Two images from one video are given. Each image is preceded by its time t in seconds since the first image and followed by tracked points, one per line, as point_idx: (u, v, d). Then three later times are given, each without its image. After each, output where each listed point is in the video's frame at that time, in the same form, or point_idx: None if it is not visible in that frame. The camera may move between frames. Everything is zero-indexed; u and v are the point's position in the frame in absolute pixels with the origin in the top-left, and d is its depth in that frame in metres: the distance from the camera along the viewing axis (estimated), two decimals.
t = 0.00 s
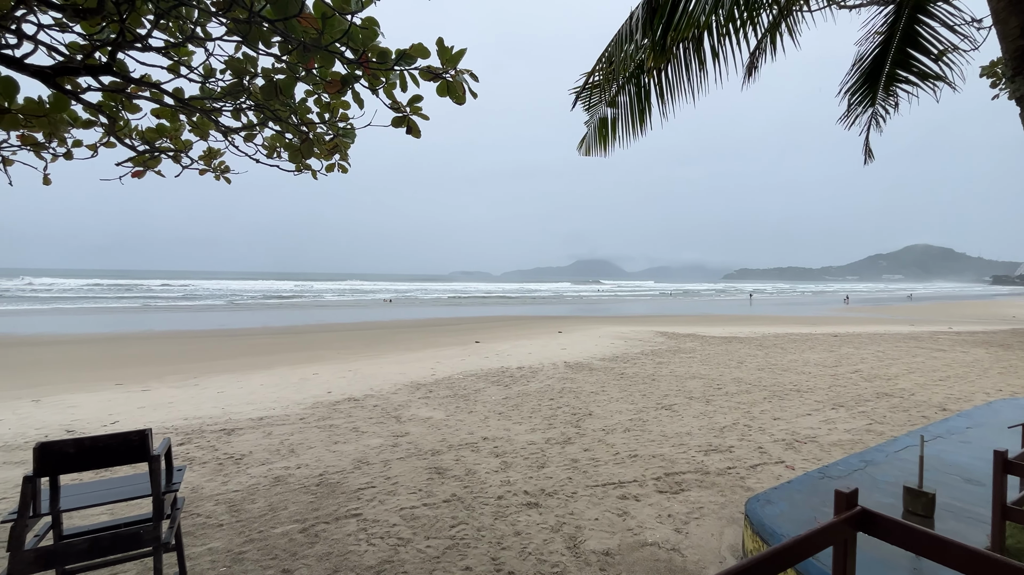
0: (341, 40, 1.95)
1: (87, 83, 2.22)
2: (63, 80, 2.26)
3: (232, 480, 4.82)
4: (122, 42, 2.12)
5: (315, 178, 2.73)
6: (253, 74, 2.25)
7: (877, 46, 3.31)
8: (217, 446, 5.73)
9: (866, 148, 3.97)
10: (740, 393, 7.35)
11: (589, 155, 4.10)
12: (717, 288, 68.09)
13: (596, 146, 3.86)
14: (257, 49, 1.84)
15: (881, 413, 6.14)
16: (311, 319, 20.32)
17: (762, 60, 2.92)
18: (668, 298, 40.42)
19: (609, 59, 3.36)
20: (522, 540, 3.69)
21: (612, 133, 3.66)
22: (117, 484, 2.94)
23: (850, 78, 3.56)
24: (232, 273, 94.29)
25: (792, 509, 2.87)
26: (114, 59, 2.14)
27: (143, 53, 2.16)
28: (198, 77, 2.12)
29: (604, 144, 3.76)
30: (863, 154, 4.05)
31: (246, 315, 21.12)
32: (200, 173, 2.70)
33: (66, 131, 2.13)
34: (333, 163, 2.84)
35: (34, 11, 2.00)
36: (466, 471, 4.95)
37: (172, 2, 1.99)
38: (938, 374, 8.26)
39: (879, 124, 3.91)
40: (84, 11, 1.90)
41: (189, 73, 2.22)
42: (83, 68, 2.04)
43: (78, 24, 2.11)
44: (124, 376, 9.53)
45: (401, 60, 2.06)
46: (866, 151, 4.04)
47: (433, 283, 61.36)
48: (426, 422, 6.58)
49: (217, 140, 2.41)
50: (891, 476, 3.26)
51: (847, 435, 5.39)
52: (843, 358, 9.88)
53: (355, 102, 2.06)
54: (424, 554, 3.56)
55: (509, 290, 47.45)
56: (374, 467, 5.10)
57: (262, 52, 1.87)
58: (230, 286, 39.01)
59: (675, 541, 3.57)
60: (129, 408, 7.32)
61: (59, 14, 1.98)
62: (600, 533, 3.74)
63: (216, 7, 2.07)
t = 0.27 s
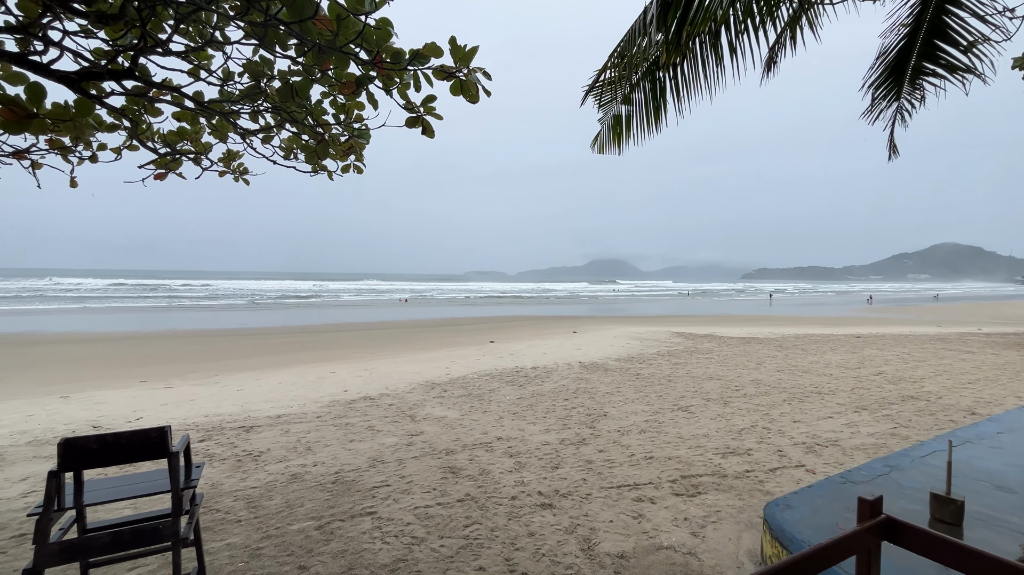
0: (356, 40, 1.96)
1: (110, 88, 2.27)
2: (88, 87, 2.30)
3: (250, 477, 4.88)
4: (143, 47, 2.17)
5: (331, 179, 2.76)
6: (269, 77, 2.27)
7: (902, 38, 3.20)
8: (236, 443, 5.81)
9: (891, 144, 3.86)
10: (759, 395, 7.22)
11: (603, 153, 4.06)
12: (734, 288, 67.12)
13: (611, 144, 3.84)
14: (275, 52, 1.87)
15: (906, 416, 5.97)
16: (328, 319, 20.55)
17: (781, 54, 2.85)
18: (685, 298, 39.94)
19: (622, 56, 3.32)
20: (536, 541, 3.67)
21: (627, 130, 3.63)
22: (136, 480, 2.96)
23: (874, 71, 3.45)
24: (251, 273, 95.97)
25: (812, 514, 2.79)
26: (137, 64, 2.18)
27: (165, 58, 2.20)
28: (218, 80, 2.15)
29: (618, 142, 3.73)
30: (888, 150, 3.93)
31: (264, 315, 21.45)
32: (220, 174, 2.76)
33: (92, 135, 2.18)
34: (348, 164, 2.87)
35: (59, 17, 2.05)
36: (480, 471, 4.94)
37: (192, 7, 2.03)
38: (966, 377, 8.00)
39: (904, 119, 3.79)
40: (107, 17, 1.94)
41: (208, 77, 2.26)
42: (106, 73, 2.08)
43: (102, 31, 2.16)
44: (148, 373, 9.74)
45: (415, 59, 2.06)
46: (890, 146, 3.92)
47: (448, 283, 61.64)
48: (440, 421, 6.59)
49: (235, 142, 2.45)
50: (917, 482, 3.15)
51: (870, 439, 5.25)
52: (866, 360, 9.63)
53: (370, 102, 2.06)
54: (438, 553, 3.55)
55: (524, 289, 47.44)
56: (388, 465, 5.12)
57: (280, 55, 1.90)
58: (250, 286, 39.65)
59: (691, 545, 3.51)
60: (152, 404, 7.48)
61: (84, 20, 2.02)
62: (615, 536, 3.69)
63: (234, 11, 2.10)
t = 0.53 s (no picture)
0: (373, 40, 1.96)
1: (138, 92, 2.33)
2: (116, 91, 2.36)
3: (273, 472, 4.96)
4: (169, 52, 2.21)
5: (350, 179, 2.79)
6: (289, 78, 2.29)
7: (935, 26, 3.08)
8: (259, 438, 5.92)
9: (923, 137, 3.71)
10: (782, 396, 7.05)
11: (620, 149, 4.01)
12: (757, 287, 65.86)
13: (628, 139, 3.79)
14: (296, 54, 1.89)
15: (938, 419, 5.76)
16: (348, 317, 20.80)
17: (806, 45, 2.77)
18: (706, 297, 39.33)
19: (641, 49, 3.26)
20: (554, 540, 3.64)
21: (645, 125, 3.57)
22: (161, 474, 3.00)
23: (905, 61, 3.33)
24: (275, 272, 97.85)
25: (838, 519, 2.70)
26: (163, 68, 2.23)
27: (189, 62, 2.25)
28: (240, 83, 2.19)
29: (636, 137, 3.68)
30: (919, 143, 3.79)
31: (287, 313, 21.83)
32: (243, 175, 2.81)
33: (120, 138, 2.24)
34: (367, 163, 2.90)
35: (89, 24, 2.10)
36: (498, 469, 4.93)
37: (215, 11, 2.06)
38: (1003, 379, 7.69)
39: (937, 110, 3.64)
40: (134, 22, 1.99)
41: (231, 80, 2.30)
42: (134, 77, 2.13)
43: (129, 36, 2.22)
44: (176, 369, 9.99)
45: (431, 58, 2.05)
46: (922, 140, 3.78)
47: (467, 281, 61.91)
48: (458, 419, 6.60)
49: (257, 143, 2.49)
50: (950, 487, 3.03)
51: (900, 442, 5.08)
52: (895, 361, 9.34)
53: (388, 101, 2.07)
54: (456, 551, 3.56)
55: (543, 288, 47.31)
56: (407, 462, 5.15)
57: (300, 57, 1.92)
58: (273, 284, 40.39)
59: (712, 548, 3.44)
60: (180, 400, 7.67)
61: (112, 26, 2.08)
62: (633, 537, 3.64)
63: (256, 14, 2.13)
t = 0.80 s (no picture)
0: (394, 40, 1.97)
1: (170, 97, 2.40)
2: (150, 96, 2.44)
3: (300, 466, 5.06)
4: (198, 57, 2.27)
5: (373, 178, 2.83)
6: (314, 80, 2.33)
7: (979, 8, 2.92)
8: (286, 433, 6.04)
9: (966, 126, 3.55)
10: (813, 396, 6.85)
11: (643, 143, 3.94)
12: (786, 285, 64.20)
13: (651, 134, 3.72)
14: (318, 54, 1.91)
15: (980, 422, 5.50)
16: (373, 315, 21.09)
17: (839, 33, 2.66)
18: (732, 294, 38.53)
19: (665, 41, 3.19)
20: (576, 540, 3.60)
21: (669, 119, 3.50)
22: (193, 467, 3.04)
23: (946, 48, 3.18)
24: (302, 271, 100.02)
25: (872, 525, 2.60)
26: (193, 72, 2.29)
27: (218, 66, 2.31)
28: (267, 85, 2.25)
29: (660, 131, 3.61)
30: (962, 133, 3.61)
31: (313, 311, 22.26)
32: (270, 176, 2.89)
33: (154, 141, 2.32)
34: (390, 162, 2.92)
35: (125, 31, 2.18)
36: (519, 467, 4.92)
37: (242, 16, 2.11)
38: None
39: (981, 98, 3.47)
40: (165, 29, 2.04)
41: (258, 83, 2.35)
42: (166, 82, 2.20)
43: (161, 42, 2.28)
44: (208, 365, 10.30)
45: (451, 57, 2.05)
46: (965, 129, 3.60)
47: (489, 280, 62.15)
48: (480, 417, 6.61)
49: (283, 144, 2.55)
50: (994, 494, 2.88)
51: (939, 446, 4.87)
52: (934, 361, 8.96)
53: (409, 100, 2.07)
54: (478, 548, 3.55)
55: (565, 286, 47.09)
56: (430, 459, 5.18)
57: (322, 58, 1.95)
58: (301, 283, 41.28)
59: (739, 551, 3.36)
60: (211, 395, 7.89)
61: (145, 34, 2.14)
62: (657, 538, 3.58)
63: (281, 18, 2.17)
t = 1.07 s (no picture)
0: (419, 39, 1.97)
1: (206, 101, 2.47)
2: (187, 101, 2.52)
3: (330, 460, 5.16)
4: (232, 61, 2.34)
5: (400, 176, 2.86)
6: (342, 81, 2.37)
7: None
8: (317, 428, 6.17)
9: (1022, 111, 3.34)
10: (851, 397, 6.59)
11: (673, 138, 3.86)
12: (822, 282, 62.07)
13: (681, 128, 3.64)
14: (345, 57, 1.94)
15: None
16: (401, 312, 21.39)
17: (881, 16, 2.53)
18: (765, 292, 37.48)
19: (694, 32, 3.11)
20: (602, 539, 3.56)
21: (699, 112, 3.41)
22: (229, 459, 3.10)
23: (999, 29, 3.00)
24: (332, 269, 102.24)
25: (916, 533, 2.46)
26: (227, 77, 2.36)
27: (251, 70, 2.37)
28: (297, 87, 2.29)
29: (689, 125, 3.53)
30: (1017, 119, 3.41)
31: (343, 308, 22.72)
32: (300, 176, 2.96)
33: (191, 144, 2.40)
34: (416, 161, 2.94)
35: (163, 39, 2.26)
36: (545, 465, 4.89)
37: (272, 20, 2.16)
38: None
39: None
40: (200, 35, 2.11)
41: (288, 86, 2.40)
42: (202, 87, 2.27)
43: (197, 48, 2.36)
44: (244, 361, 10.63)
45: (476, 54, 2.04)
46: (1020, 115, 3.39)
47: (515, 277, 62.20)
48: (506, 414, 6.61)
49: (313, 145, 2.60)
50: None
51: (990, 452, 4.61)
52: (984, 362, 8.50)
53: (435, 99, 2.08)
54: (504, 545, 3.55)
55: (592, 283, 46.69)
56: (456, 455, 5.21)
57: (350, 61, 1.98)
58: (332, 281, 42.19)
59: (773, 556, 3.25)
60: (247, 389, 8.14)
61: (182, 40, 2.22)
62: (686, 540, 3.50)
63: (310, 21, 2.21)
